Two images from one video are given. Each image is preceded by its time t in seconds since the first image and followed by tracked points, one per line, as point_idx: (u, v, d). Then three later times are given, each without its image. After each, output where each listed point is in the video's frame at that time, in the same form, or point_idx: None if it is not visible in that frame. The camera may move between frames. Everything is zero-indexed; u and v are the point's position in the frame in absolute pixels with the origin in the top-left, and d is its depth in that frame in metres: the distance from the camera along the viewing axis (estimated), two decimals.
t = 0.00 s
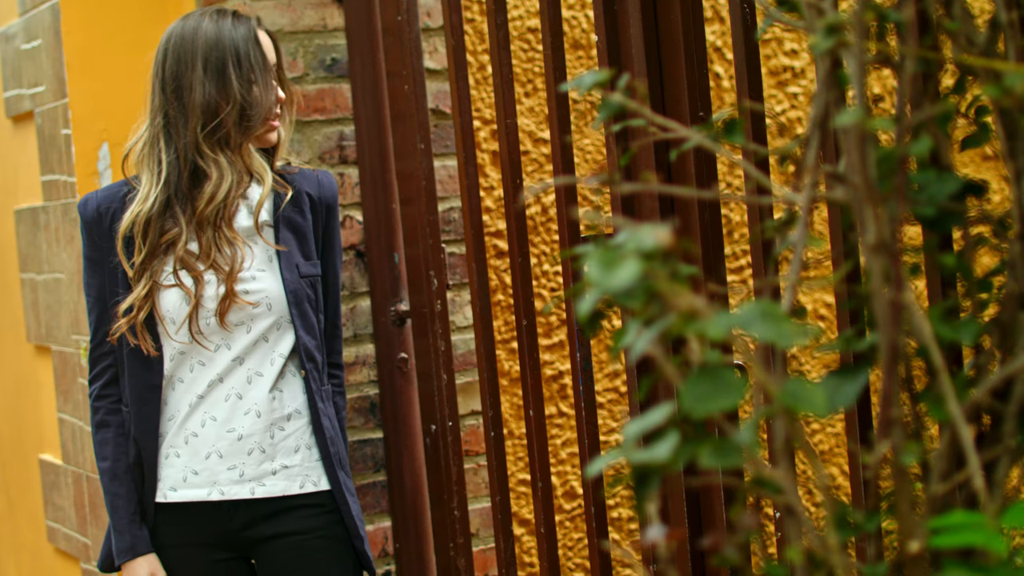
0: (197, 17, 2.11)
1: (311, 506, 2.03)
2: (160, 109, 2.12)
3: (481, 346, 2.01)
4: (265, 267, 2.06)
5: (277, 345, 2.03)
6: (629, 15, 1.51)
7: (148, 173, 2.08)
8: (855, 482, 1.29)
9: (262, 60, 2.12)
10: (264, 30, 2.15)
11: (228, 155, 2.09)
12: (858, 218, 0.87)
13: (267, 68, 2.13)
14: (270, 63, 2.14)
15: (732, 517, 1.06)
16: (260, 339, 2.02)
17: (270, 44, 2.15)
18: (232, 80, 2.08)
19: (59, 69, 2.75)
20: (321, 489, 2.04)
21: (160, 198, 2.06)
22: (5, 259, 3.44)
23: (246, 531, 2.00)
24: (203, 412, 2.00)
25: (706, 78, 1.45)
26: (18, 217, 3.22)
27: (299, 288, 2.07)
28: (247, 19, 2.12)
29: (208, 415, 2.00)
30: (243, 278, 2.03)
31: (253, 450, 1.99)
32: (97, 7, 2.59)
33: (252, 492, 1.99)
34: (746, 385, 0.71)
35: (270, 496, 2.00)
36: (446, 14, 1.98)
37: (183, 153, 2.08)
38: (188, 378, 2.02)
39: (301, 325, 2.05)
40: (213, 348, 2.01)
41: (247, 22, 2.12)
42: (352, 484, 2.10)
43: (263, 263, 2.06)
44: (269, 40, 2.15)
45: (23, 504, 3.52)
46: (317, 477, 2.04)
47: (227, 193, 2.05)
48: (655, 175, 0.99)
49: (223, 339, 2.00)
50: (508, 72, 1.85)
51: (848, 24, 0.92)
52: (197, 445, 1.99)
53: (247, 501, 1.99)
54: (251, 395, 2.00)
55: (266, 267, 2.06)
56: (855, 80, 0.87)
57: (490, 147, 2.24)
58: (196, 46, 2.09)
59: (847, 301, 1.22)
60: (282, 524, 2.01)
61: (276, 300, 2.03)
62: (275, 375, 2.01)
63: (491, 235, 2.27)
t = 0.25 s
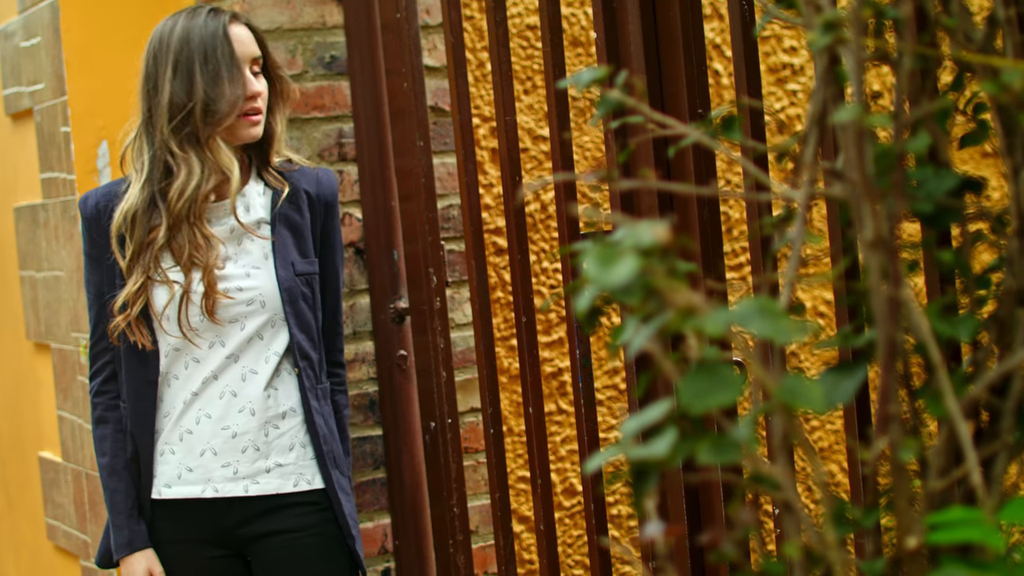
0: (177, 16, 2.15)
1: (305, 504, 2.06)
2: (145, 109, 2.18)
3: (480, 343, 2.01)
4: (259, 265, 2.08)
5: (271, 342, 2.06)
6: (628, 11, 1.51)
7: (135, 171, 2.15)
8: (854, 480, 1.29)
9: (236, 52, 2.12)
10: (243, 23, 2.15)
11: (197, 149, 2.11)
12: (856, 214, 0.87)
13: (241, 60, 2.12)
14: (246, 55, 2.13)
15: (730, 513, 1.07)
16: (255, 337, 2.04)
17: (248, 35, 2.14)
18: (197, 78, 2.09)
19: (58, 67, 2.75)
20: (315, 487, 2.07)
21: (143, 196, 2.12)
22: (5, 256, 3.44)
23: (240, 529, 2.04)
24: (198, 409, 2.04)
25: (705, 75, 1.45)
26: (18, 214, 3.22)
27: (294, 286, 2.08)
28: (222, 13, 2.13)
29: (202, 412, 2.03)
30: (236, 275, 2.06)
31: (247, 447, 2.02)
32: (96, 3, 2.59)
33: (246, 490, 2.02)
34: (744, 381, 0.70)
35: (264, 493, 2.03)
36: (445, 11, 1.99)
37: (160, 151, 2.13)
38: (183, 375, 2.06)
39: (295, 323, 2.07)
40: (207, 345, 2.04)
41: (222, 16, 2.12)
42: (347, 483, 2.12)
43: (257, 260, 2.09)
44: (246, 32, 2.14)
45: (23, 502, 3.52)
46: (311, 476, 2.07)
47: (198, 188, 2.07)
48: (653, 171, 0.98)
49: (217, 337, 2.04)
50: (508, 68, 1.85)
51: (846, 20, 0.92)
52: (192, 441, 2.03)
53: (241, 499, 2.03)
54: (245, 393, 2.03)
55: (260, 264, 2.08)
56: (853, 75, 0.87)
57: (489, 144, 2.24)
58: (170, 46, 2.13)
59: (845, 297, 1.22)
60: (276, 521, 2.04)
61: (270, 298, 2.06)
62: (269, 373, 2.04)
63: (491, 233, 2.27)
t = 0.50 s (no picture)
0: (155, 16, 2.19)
1: (295, 504, 2.09)
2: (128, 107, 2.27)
3: (478, 341, 2.01)
4: (250, 264, 2.11)
5: (263, 341, 2.09)
6: (626, 9, 1.51)
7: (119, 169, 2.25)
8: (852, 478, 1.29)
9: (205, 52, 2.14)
10: (217, 22, 2.16)
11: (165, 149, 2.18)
12: (854, 211, 0.87)
13: (210, 60, 2.14)
14: (217, 54, 2.15)
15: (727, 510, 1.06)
16: (246, 336, 2.08)
17: (222, 34, 2.16)
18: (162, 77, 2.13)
19: (57, 65, 2.75)
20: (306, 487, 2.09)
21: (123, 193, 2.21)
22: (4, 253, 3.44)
23: (232, 528, 2.07)
24: (190, 408, 2.08)
25: (703, 73, 1.45)
26: (16, 212, 3.22)
27: (285, 285, 2.10)
28: (195, 12, 2.15)
29: (195, 410, 2.07)
30: (227, 274, 2.09)
31: (238, 446, 2.06)
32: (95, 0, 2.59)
33: (238, 489, 2.06)
34: (742, 378, 0.70)
35: (255, 493, 2.06)
36: (444, 9, 1.98)
37: (135, 155, 2.20)
38: (176, 372, 2.10)
39: (286, 322, 2.10)
40: (198, 343, 2.08)
41: (194, 15, 2.15)
42: (342, 483, 2.14)
43: (249, 259, 2.11)
44: (220, 30, 2.16)
45: (22, 500, 3.52)
46: (303, 475, 2.09)
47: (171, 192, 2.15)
48: (650, 169, 0.98)
49: (209, 336, 2.08)
50: (506, 66, 1.85)
51: (844, 18, 0.92)
52: (185, 440, 2.07)
53: (233, 498, 2.06)
54: (237, 391, 2.06)
55: (251, 263, 2.11)
56: (850, 73, 0.87)
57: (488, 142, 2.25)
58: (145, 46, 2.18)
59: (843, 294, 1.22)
60: (267, 520, 2.07)
61: (260, 297, 2.09)
62: (260, 372, 2.07)
63: (489, 231, 2.27)
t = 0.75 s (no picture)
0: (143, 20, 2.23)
1: (288, 506, 2.10)
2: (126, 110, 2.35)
3: (479, 342, 2.01)
4: (243, 265, 2.12)
5: (257, 342, 2.10)
6: (626, 10, 1.51)
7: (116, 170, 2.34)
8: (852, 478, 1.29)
9: (184, 56, 2.16)
10: (198, 24, 2.18)
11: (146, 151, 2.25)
12: (853, 213, 0.87)
13: (190, 64, 2.17)
14: (196, 58, 2.17)
15: (726, 512, 1.06)
16: (239, 337, 2.09)
17: (203, 37, 2.17)
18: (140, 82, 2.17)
19: (58, 65, 2.75)
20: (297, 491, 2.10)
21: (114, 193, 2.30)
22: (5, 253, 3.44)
23: (227, 528, 2.09)
24: (186, 409, 2.10)
25: (704, 74, 1.45)
26: (17, 213, 3.22)
27: (276, 286, 2.11)
28: (175, 15, 2.17)
29: (190, 411, 2.09)
30: (220, 275, 2.11)
31: (233, 448, 2.08)
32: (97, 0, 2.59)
33: (232, 490, 2.08)
34: (742, 379, 0.70)
35: (249, 494, 2.08)
36: (445, 10, 1.99)
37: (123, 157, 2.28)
38: (172, 373, 2.12)
39: (278, 324, 2.10)
40: (192, 344, 2.10)
41: (174, 19, 2.17)
42: (337, 485, 2.14)
43: (242, 260, 2.12)
44: (200, 33, 2.17)
45: (23, 500, 3.53)
46: (295, 478, 2.10)
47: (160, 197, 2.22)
48: (650, 171, 0.98)
49: (202, 336, 2.09)
50: (507, 67, 1.85)
51: (843, 20, 0.92)
52: (180, 440, 2.09)
53: (226, 499, 2.08)
54: (231, 393, 2.08)
55: (244, 264, 2.12)
56: (850, 74, 0.87)
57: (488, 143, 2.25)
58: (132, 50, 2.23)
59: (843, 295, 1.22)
60: (261, 522, 2.09)
61: (251, 298, 2.10)
62: (254, 374, 2.09)
63: (490, 231, 2.27)
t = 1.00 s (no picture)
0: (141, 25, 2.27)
1: (282, 510, 2.10)
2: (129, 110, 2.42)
3: (481, 345, 2.01)
4: (236, 266, 2.12)
5: (250, 345, 2.10)
6: (628, 14, 1.51)
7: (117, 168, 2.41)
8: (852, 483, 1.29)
9: (174, 63, 2.19)
10: (189, 30, 2.19)
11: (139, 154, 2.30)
12: (854, 218, 0.87)
13: (180, 70, 2.19)
14: (187, 64, 2.19)
15: (727, 516, 1.06)
16: (232, 340, 2.09)
17: (193, 43, 2.19)
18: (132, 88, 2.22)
19: (61, 67, 2.76)
20: (285, 494, 2.09)
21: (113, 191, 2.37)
22: (8, 255, 3.44)
23: (223, 531, 2.10)
24: (182, 412, 2.10)
25: (706, 78, 1.45)
26: (19, 215, 3.23)
27: (268, 287, 2.10)
28: (167, 22, 2.20)
29: (186, 414, 2.09)
30: (212, 277, 2.11)
31: (228, 452, 2.08)
32: (98, 3, 2.59)
33: (227, 493, 2.08)
34: (743, 385, 0.70)
35: (244, 498, 2.08)
36: (447, 13, 1.99)
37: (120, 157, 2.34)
38: (169, 375, 2.13)
39: (270, 326, 2.09)
40: (186, 347, 2.11)
41: (165, 26, 2.19)
42: (330, 488, 2.13)
43: (235, 262, 2.12)
44: (191, 39, 2.19)
45: (25, 502, 3.53)
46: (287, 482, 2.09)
47: (149, 197, 2.28)
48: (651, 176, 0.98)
49: (196, 339, 2.10)
50: (509, 70, 1.85)
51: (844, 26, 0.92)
52: (177, 443, 2.10)
53: (222, 502, 2.09)
54: (227, 396, 2.08)
55: (237, 266, 2.12)
56: (851, 79, 0.87)
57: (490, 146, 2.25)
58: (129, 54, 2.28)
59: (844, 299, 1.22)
60: (258, 525, 2.10)
61: (242, 300, 2.09)
62: (249, 377, 2.09)
63: (492, 235, 2.28)
